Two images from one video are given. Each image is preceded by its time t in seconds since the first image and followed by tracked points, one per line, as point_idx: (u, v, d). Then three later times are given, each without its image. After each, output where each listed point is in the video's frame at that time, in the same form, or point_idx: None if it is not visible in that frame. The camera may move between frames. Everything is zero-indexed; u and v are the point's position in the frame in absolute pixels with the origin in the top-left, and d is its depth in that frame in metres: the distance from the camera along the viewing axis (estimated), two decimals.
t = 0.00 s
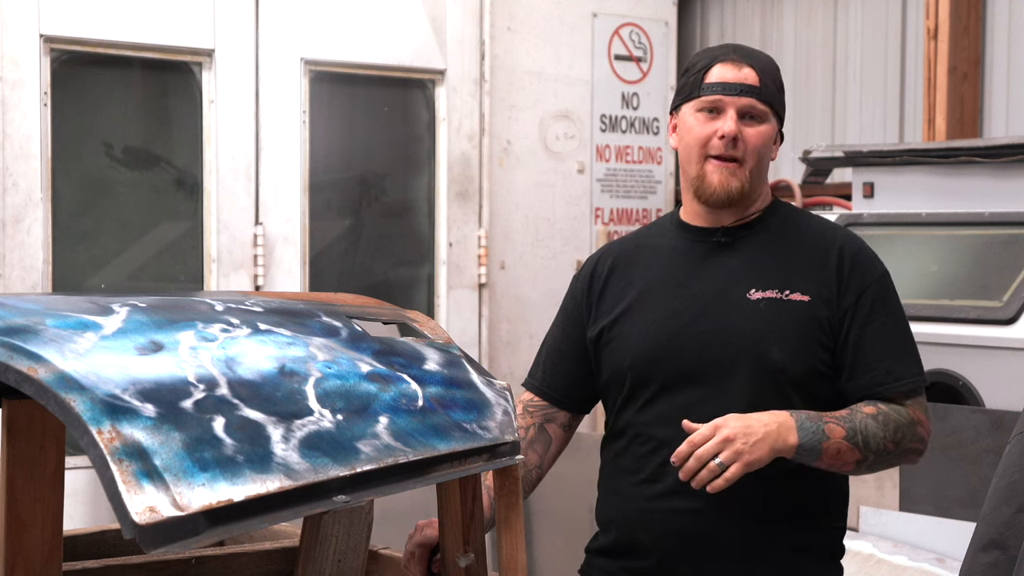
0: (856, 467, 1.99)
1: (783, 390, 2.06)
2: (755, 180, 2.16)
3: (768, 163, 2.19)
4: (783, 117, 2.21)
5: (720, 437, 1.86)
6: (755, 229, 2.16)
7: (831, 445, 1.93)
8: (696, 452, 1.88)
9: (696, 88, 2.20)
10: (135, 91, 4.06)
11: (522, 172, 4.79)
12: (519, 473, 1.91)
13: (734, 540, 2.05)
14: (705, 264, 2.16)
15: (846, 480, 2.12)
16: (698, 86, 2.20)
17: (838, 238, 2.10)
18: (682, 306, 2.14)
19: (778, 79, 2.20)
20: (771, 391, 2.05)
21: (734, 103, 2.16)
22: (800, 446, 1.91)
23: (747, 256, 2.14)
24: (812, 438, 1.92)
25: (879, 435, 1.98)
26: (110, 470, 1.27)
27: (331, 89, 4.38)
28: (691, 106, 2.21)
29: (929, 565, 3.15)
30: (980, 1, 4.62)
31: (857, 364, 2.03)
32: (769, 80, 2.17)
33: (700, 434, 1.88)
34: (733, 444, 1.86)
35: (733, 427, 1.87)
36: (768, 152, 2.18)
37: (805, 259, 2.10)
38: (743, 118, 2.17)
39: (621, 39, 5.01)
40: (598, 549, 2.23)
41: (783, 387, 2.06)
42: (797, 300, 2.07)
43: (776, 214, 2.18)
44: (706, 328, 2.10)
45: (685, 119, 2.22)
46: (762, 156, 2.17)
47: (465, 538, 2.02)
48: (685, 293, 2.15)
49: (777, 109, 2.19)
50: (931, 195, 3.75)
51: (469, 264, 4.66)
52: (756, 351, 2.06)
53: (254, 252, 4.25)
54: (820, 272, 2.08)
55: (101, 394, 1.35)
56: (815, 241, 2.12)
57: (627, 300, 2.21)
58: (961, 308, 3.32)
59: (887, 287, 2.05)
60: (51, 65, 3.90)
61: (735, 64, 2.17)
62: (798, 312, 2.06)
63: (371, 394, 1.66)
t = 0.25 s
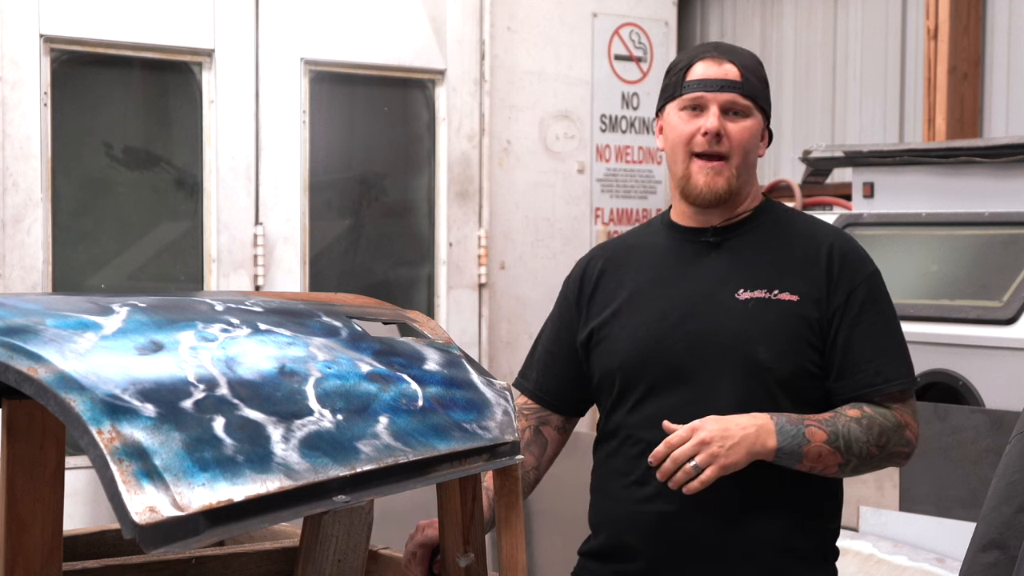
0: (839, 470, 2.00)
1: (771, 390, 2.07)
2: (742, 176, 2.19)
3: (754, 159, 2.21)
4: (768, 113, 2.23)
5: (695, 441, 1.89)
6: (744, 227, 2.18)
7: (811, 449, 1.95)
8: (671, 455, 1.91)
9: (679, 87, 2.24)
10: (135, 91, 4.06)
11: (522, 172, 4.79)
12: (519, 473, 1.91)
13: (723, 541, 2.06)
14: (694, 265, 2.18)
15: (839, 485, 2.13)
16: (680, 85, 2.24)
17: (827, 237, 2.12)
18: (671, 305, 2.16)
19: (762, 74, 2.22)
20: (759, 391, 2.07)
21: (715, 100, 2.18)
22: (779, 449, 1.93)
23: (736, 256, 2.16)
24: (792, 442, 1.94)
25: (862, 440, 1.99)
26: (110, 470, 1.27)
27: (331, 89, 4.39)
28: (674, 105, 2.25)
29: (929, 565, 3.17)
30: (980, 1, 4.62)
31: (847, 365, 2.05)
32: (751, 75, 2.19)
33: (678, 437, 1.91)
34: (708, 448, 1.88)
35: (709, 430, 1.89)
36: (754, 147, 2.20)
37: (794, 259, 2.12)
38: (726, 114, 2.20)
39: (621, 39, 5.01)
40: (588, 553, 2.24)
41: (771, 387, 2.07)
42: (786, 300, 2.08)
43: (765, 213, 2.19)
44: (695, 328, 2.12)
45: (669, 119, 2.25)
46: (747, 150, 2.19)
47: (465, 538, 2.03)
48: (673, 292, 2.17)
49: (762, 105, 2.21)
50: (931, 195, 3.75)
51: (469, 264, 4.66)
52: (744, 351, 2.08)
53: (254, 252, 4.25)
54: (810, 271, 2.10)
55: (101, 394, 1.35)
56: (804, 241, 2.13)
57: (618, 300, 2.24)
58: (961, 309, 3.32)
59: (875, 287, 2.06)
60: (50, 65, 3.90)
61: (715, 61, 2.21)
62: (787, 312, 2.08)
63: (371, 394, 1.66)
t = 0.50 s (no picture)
0: (821, 470, 2.12)
1: (749, 388, 2.19)
2: (717, 172, 2.31)
3: (730, 154, 2.34)
4: (741, 109, 2.37)
5: (673, 444, 1.99)
6: (723, 228, 2.32)
7: (792, 450, 2.06)
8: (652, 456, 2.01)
9: (653, 88, 2.38)
10: (135, 91, 4.06)
11: (522, 172, 4.79)
12: (519, 473, 1.91)
13: (700, 545, 2.18)
14: (675, 268, 2.31)
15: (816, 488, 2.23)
16: (654, 86, 2.38)
17: (806, 242, 2.24)
18: (654, 306, 2.28)
19: (733, 72, 2.35)
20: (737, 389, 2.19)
21: (688, 97, 2.32)
22: (759, 451, 2.03)
23: (716, 260, 2.28)
24: (772, 444, 2.05)
25: (842, 441, 2.11)
26: (110, 470, 1.27)
27: (331, 90, 4.39)
28: (649, 105, 2.39)
29: (929, 565, 3.15)
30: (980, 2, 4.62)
31: (826, 364, 2.17)
32: (722, 72, 2.33)
33: (655, 441, 2.01)
34: (685, 451, 1.98)
35: (685, 435, 1.99)
36: (728, 142, 2.33)
37: (773, 261, 2.24)
38: (700, 112, 2.33)
39: (621, 40, 5.01)
40: (570, 557, 2.37)
41: (750, 385, 2.19)
42: (764, 300, 2.21)
43: (743, 214, 2.33)
44: (676, 328, 2.24)
45: (645, 120, 2.39)
46: (721, 145, 2.32)
47: (465, 538, 2.02)
48: (655, 294, 2.29)
49: (734, 102, 2.34)
50: (931, 195, 3.76)
51: (469, 264, 4.66)
52: (724, 350, 2.20)
53: (254, 252, 4.25)
54: (788, 273, 2.22)
55: (101, 394, 1.35)
56: (784, 245, 2.25)
57: (601, 301, 2.37)
58: (961, 309, 3.31)
59: (852, 287, 2.18)
60: (51, 65, 3.90)
61: (687, 61, 2.35)
62: (765, 312, 2.20)
63: (371, 394, 1.66)
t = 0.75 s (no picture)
0: (792, 470, 2.11)
1: (720, 387, 2.20)
2: (687, 168, 2.31)
3: (698, 150, 2.34)
4: (709, 105, 2.36)
5: (640, 442, 2.01)
6: (694, 226, 2.32)
7: (761, 449, 2.06)
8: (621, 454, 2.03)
9: (620, 87, 2.38)
10: (135, 91, 4.06)
11: (522, 172, 4.78)
12: (519, 473, 1.91)
13: (670, 545, 2.18)
14: (648, 267, 2.32)
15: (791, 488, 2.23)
16: (620, 86, 2.38)
17: (778, 241, 2.24)
18: (625, 305, 2.29)
19: (699, 67, 2.35)
20: (708, 388, 2.19)
21: (654, 95, 2.32)
22: (727, 450, 2.04)
23: (688, 260, 2.29)
24: (740, 442, 2.05)
25: (813, 441, 2.10)
26: (110, 469, 1.27)
27: (331, 90, 4.39)
28: (616, 106, 2.39)
29: (929, 565, 3.12)
30: (980, 1, 4.62)
31: (799, 363, 2.17)
32: (689, 69, 2.32)
33: (623, 438, 2.03)
34: (652, 449, 2.00)
35: (652, 433, 2.01)
36: (697, 138, 2.33)
37: (745, 260, 2.24)
38: (666, 109, 2.33)
39: (621, 40, 5.01)
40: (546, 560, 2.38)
41: (722, 385, 2.19)
42: (735, 298, 2.21)
43: (715, 213, 2.33)
44: (647, 327, 2.25)
45: (612, 121, 2.39)
46: (690, 141, 2.31)
47: (465, 538, 2.03)
48: (627, 294, 2.30)
49: (702, 97, 2.34)
50: (932, 195, 3.77)
51: (469, 264, 4.66)
52: (694, 349, 2.20)
53: (254, 252, 4.25)
54: (760, 271, 2.22)
55: (101, 394, 1.35)
56: (756, 244, 2.25)
57: (574, 300, 2.38)
58: (960, 308, 3.31)
59: (825, 286, 2.17)
60: (51, 65, 3.90)
61: (651, 58, 2.35)
62: (736, 311, 2.20)
63: (371, 394, 1.66)
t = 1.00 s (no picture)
0: (759, 461, 2.10)
1: (683, 382, 2.19)
2: (647, 160, 2.33)
3: (658, 142, 2.35)
4: (665, 96, 2.38)
5: (605, 426, 1.97)
6: (659, 221, 2.32)
7: (728, 438, 2.05)
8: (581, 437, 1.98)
9: (575, 85, 2.40)
10: (134, 91, 4.06)
11: (522, 172, 4.78)
12: (519, 473, 1.91)
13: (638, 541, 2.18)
14: (613, 264, 2.32)
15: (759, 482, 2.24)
16: (576, 84, 2.41)
17: (741, 235, 2.24)
18: (589, 301, 2.30)
19: (652, 60, 2.38)
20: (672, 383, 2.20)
21: (608, 89, 2.34)
22: (692, 438, 2.02)
23: (652, 256, 2.29)
24: (707, 430, 2.03)
25: (780, 431, 2.09)
26: (110, 470, 1.27)
27: (331, 89, 4.39)
28: (574, 106, 2.41)
29: (930, 565, 3.09)
30: (980, 2, 4.62)
31: (763, 356, 2.17)
32: (640, 60, 2.35)
33: (588, 422, 1.99)
34: (617, 433, 1.96)
35: (617, 417, 1.98)
36: (655, 129, 2.34)
37: (708, 255, 2.24)
38: (622, 102, 2.35)
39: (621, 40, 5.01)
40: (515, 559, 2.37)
41: (685, 380, 2.19)
42: (698, 293, 2.21)
43: (679, 207, 2.34)
44: (610, 323, 2.26)
45: (572, 120, 2.41)
46: (648, 132, 2.33)
47: (465, 538, 2.02)
48: (592, 291, 2.31)
49: (657, 88, 2.36)
50: (932, 195, 3.77)
51: (469, 264, 4.66)
52: (657, 345, 2.21)
53: (254, 252, 4.25)
54: (723, 266, 2.22)
55: (101, 394, 1.35)
56: (720, 239, 2.25)
57: (540, 298, 2.38)
58: (960, 308, 3.30)
59: (788, 280, 2.17)
60: (51, 65, 3.90)
61: (603, 54, 2.38)
62: (699, 306, 2.20)
63: (371, 394, 1.66)
